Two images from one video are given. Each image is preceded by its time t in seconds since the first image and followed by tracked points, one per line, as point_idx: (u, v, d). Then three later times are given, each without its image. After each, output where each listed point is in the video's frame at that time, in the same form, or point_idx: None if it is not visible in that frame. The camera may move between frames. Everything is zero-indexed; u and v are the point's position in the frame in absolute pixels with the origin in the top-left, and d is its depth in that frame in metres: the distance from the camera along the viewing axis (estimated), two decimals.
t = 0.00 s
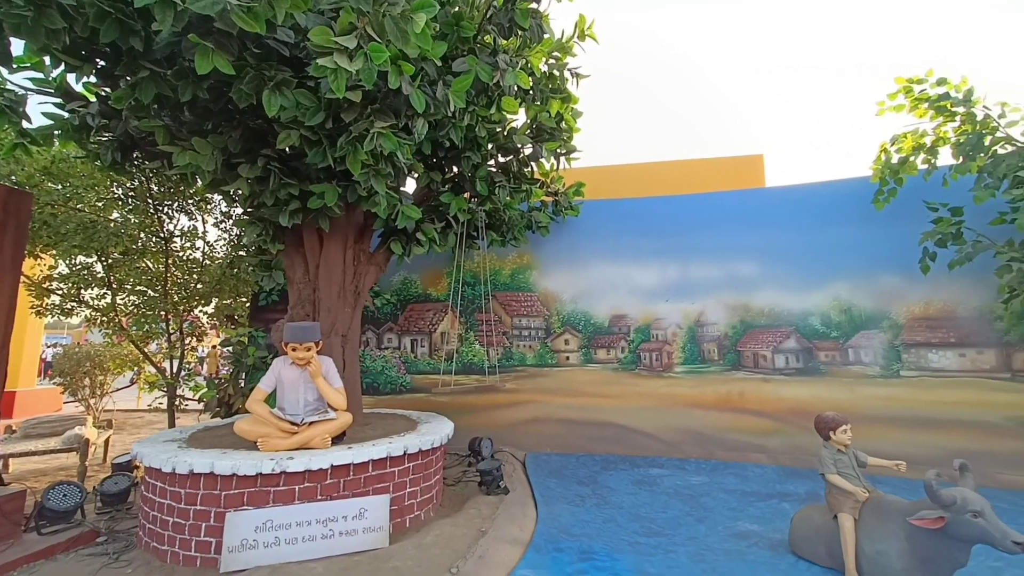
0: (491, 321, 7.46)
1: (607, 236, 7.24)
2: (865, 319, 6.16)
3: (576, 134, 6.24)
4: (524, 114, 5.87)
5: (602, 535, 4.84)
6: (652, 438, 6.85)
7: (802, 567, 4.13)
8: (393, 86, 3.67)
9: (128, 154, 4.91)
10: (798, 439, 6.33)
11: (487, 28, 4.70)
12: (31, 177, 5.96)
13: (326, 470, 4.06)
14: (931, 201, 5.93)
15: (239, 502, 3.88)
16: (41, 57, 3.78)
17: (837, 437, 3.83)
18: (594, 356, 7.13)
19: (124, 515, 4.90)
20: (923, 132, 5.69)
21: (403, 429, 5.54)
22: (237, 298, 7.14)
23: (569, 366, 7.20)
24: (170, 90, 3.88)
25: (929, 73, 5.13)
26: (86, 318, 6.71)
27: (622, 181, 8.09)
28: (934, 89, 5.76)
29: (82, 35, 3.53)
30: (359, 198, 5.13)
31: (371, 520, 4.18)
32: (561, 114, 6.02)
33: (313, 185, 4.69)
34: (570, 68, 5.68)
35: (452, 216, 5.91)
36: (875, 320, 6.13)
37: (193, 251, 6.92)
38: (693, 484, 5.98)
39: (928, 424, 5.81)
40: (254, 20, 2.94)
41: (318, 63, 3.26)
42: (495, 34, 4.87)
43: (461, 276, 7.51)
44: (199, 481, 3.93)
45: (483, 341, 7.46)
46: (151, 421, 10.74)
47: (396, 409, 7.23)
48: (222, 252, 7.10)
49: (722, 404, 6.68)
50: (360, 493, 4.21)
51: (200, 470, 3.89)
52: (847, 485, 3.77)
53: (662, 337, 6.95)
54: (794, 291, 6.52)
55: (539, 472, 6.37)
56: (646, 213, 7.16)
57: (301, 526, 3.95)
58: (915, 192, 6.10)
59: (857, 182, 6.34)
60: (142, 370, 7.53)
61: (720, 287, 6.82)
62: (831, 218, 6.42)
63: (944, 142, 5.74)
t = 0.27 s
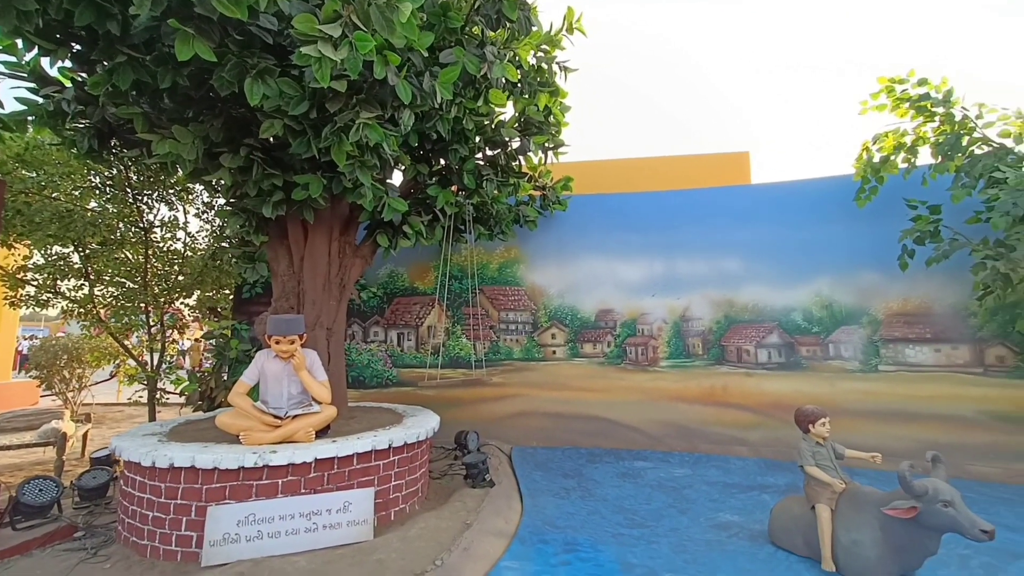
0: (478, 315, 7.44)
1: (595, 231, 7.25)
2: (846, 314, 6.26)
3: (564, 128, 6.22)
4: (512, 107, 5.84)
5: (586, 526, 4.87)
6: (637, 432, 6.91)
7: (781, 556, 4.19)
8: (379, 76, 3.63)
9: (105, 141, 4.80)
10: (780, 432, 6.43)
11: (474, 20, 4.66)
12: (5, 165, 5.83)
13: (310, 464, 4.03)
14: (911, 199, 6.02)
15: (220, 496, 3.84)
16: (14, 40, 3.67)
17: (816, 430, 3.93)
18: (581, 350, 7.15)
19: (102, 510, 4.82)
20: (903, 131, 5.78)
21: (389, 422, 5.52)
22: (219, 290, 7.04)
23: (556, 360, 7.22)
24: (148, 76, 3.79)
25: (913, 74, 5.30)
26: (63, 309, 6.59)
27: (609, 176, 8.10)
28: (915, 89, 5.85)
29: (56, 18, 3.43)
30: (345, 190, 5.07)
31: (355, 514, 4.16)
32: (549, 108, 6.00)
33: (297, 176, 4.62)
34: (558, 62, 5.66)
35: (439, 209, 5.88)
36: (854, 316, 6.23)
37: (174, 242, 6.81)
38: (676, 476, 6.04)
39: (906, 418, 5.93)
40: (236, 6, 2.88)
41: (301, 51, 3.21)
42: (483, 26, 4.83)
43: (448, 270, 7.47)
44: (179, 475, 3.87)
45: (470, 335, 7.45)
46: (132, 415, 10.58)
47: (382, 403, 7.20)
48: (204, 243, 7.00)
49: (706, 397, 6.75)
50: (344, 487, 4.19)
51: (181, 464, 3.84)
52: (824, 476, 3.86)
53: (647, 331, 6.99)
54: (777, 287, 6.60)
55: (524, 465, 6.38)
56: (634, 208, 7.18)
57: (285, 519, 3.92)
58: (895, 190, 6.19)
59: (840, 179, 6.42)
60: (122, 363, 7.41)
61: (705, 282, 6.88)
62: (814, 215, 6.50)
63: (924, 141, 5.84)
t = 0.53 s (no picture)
0: (466, 308, 7.42)
1: (582, 224, 7.25)
2: (828, 308, 6.35)
3: (552, 121, 6.19)
4: (500, 99, 5.81)
5: (572, 517, 4.90)
6: (624, 424, 6.96)
7: (763, 544, 4.26)
8: (364, 65, 3.58)
9: (82, 129, 4.70)
10: (764, 423, 6.52)
11: (461, 10, 4.61)
12: None
13: (295, 456, 4.01)
14: (892, 193, 6.10)
15: (204, 489, 3.81)
16: None
17: (798, 420, 3.99)
18: (568, 343, 7.17)
19: (83, 505, 4.76)
20: (885, 127, 5.85)
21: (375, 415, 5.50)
22: (202, 282, 6.94)
23: (543, 353, 7.23)
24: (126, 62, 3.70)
25: (893, 68, 5.63)
26: (40, 301, 6.46)
27: (597, 169, 8.11)
28: (897, 85, 5.92)
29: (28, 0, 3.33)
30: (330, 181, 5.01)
31: (341, 506, 4.15)
32: (537, 100, 5.97)
33: (281, 166, 4.56)
34: (547, 53, 5.64)
35: (426, 201, 5.84)
36: (836, 309, 6.32)
37: (155, 233, 6.72)
38: (661, 467, 6.10)
39: (886, 409, 6.04)
40: None
41: (283, 38, 3.15)
42: (470, 16, 4.78)
43: (436, 262, 7.43)
44: (162, 469, 3.83)
45: (457, 328, 7.43)
46: (114, 409, 10.42)
47: (369, 395, 7.17)
48: (186, 234, 6.91)
49: (691, 389, 6.81)
50: (330, 480, 4.16)
51: (163, 458, 3.80)
52: (804, 465, 3.92)
53: (634, 324, 7.03)
54: (761, 280, 6.66)
55: (512, 457, 6.41)
56: (621, 201, 7.19)
57: (269, 513, 3.90)
58: (877, 185, 6.27)
59: (824, 174, 6.48)
60: (102, 357, 7.29)
61: (691, 276, 6.92)
62: (799, 210, 6.56)
63: (906, 137, 5.91)
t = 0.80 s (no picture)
0: (454, 303, 7.40)
1: (571, 220, 7.25)
2: (812, 303, 6.42)
3: (541, 115, 6.17)
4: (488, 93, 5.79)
5: (560, 510, 4.92)
6: (611, 418, 7.00)
7: (747, 535, 4.31)
8: (349, 57, 3.54)
9: (59, 119, 4.60)
10: (749, 417, 6.59)
11: (449, 2, 4.57)
12: None
13: (281, 452, 3.97)
14: (875, 190, 6.18)
15: (187, 486, 3.76)
16: None
17: (781, 413, 4.03)
18: (557, 338, 7.18)
19: (63, 503, 4.68)
20: (870, 124, 5.91)
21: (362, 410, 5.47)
22: (186, 277, 6.84)
23: (532, 348, 7.24)
24: (104, 51, 3.62)
25: (878, 66, 5.85)
26: (18, 296, 6.33)
27: (585, 164, 8.11)
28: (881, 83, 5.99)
29: None
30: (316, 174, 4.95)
31: (328, 502, 4.12)
32: (526, 93, 5.94)
33: (266, 159, 4.49)
34: (535, 47, 5.61)
35: (413, 195, 5.79)
36: (820, 304, 6.40)
37: (137, 226, 6.61)
38: (648, 460, 6.15)
39: (868, 402, 6.15)
40: None
41: (266, 28, 3.10)
42: (458, 8, 4.73)
43: (424, 257, 7.40)
44: (144, 466, 3.77)
45: (446, 323, 7.41)
46: (96, 406, 10.26)
47: (356, 391, 7.13)
48: (169, 228, 6.81)
49: (678, 383, 6.86)
50: (316, 475, 4.13)
51: (145, 455, 3.74)
52: (787, 457, 3.97)
53: (622, 319, 7.06)
54: (747, 276, 6.72)
55: (500, 451, 6.41)
56: (610, 197, 7.20)
57: (255, 509, 3.86)
58: (861, 182, 6.34)
59: (810, 171, 6.54)
60: (83, 352, 7.16)
61: (679, 271, 6.96)
62: (785, 206, 6.61)
63: (889, 135, 5.98)
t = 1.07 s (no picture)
0: (439, 295, 7.36)
1: (557, 212, 7.25)
2: (792, 296, 6.52)
3: (527, 107, 6.13)
4: (472, 84, 5.75)
5: (543, 501, 4.95)
6: (595, 410, 7.05)
7: (726, 523, 4.38)
8: (330, 44, 3.49)
9: (28, 104, 4.46)
10: (730, 408, 6.68)
11: None
12: None
13: (261, 446, 3.92)
14: (854, 186, 6.28)
15: (165, 480, 3.70)
16: None
17: (760, 405, 4.09)
18: (542, 331, 7.19)
19: (36, 498, 4.58)
20: (850, 121, 6.00)
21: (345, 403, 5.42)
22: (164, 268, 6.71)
23: (517, 341, 7.23)
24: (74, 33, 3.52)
25: (858, 63, 5.98)
26: None
27: (571, 158, 8.11)
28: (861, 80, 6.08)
29: None
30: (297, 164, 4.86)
31: (310, 495, 4.08)
32: (512, 85, 5.89)
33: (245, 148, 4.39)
34: (521, 37, 5.55)
35: (397, 186, 5.73)
36: (800, 298, 6.49)
37: (111, 216, 6.43)
38: (631, 451, 6.21)
39: (845, 394, 6.27)
40: None
41: (243, 13, 3.03)
42: None
43: (408, 249, 7.34)
44: (119, 460, 3.70)
45: (430, 316, 7.37)
46: (72, 400, 10.03)
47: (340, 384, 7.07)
48: (145, 217, 6.65)
49: (661, 375, 6.92)
50: (298, 468, 4.08)
51: (120, 449, 3.66)
52: (765, 447, 4.03)
53: (607, 312, 7.09)
54: (730, 269, 6.78)
55: (484, 443, 6.42)
56: (595, 190, 7.21)
57: (234, 503, 3.82)
58: (840, 178, 6.43)
59: (791, 166, 6.62)
60: (57, 345, 6.99)
61: (663, 264, 7.00)
62: (767, 200, 6.68)
63: (868, 131, 6.07)
